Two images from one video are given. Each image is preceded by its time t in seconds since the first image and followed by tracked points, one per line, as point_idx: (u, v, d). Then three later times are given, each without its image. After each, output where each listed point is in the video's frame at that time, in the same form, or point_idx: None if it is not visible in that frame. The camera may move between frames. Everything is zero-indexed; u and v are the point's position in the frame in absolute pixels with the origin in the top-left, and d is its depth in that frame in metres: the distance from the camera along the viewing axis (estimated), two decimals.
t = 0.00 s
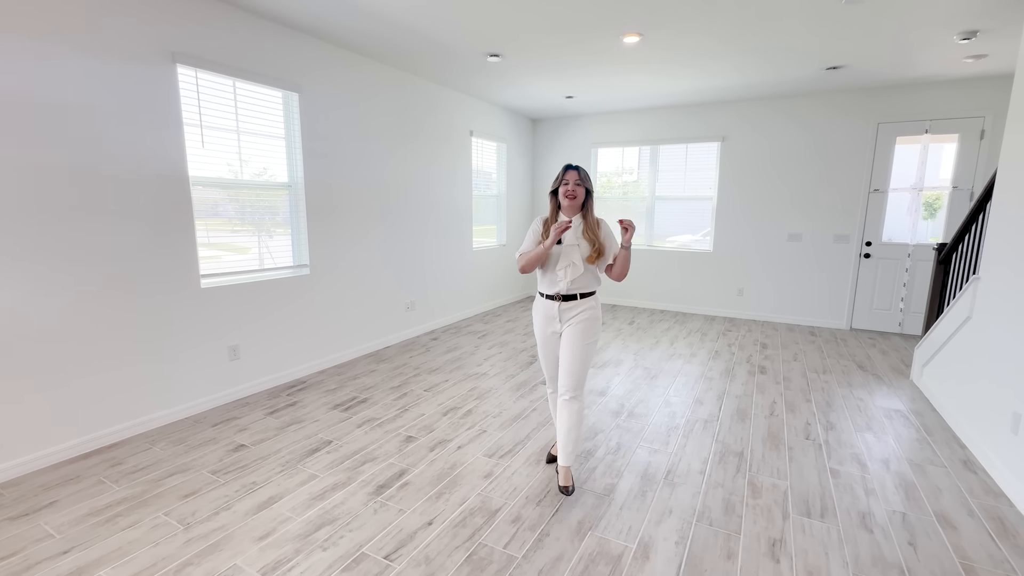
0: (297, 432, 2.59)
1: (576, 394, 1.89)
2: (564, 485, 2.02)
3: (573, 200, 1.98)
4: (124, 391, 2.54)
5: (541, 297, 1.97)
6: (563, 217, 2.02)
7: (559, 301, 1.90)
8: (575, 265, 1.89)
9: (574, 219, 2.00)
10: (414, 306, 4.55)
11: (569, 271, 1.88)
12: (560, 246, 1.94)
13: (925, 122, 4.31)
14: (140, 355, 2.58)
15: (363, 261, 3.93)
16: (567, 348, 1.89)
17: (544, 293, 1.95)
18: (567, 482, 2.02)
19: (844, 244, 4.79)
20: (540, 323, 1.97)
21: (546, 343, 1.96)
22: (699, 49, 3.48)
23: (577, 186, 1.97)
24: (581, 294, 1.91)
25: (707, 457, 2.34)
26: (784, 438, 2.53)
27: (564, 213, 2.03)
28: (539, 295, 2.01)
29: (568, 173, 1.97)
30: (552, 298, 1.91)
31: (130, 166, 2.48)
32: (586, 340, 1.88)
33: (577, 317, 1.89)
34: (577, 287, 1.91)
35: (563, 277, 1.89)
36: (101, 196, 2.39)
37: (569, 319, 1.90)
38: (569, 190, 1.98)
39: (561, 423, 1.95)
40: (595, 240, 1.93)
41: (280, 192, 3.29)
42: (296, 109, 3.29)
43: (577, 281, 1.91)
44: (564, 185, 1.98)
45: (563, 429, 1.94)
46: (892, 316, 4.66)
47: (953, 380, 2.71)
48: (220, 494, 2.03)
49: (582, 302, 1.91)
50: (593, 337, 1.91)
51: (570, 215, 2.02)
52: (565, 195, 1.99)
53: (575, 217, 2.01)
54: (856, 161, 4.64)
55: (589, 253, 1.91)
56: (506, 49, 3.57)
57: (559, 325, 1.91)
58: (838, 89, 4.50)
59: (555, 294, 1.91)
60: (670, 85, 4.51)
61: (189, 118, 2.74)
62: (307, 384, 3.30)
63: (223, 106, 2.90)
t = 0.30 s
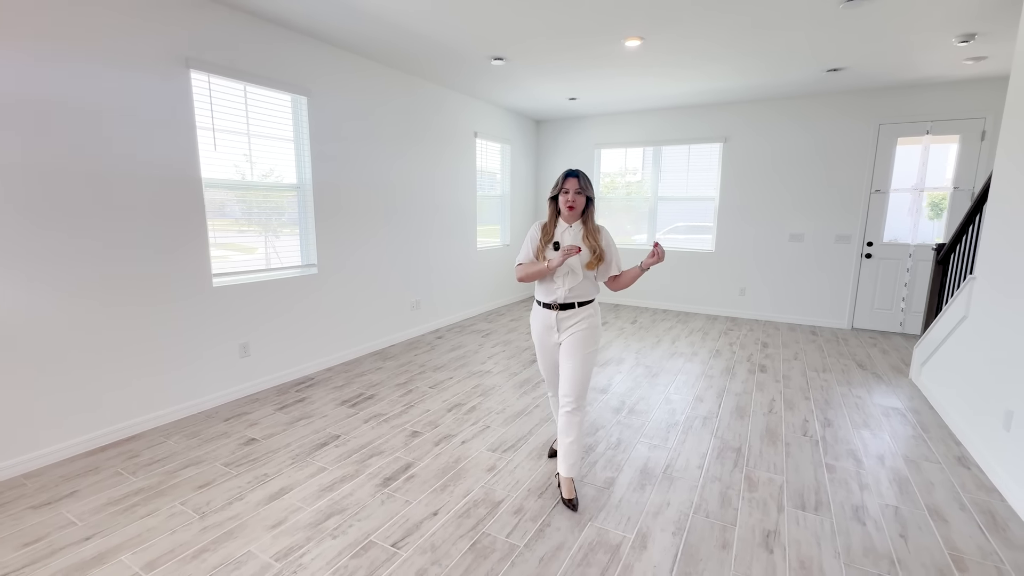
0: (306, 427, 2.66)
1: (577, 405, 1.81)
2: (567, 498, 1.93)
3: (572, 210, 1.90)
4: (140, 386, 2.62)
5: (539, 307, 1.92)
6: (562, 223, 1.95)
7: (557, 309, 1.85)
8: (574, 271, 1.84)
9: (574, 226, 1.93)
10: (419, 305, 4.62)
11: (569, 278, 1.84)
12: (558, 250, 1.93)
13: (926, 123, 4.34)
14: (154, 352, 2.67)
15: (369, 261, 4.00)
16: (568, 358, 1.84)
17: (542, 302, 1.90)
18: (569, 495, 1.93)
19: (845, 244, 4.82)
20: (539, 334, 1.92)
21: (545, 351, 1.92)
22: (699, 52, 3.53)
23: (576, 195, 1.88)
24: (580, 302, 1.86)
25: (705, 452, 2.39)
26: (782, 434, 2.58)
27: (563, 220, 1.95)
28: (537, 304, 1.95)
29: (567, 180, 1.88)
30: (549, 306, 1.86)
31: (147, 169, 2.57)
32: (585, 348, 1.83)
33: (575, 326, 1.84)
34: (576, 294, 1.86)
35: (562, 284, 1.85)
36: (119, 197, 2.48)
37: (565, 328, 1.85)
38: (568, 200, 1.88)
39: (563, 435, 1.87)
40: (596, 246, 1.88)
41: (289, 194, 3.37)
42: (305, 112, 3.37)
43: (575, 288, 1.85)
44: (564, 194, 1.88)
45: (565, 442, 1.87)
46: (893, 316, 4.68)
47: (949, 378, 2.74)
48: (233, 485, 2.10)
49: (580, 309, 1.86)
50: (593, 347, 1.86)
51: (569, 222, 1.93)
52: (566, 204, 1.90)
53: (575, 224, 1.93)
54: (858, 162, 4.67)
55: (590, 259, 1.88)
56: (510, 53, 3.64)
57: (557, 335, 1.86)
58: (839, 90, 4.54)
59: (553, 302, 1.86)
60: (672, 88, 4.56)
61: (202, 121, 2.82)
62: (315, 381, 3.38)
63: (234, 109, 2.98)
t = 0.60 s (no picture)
0: (314, 421, 2.74)
1: (579, 406, 1.86)
2: (568, 490, 1.99)
3: (576, 212, 1.90)
4: (154, 380, 2.70)
5: (541, 308, 1.92)
6: (564, 222, 1.95)
7: (562, 312, 1.86)
8: (578, 271, 1.84)
9: (575, 224, 1.94)
10: (424, 303, 4.69)
11: (571, 278, 1.83)
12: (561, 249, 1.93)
13: (927, 123, 4.36)
14: (168, 347, 2.75)
15: (375, 260, 4.07)
16: (572, 361, 1.86)
17: (544, 303, 1.90)
18: (571, 487, 1.99)
19: (847, 244, 4.84)
20: (540, 336, 1.91)
21: (542, 357, 1.92)
22: (699, 54, 3.57)
23: (580, 197, 1.87)
24: (584, 302, 1.88)
25: (703, 446, 2.44)
26: (779, 430, 2.62)
27: (565, 219, 1.94)
28: (537, 305, 1.95)
29: (571, 179, 1.84)
30: (554, 308, 1.87)
31: (161, 169, 2.66)
32: (586, 354, 1.85)
33: (578, 329, 1.86)
34: (579, 295, 1.87)
35: (564, 285, 1.84)
36: (135, 197, 2.56)
37: (569, 331, 1.86)
38: (572, 201, 1.88)
39: (565, 433, 1.93)
40: (599, 246, 1.89)
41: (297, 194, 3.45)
42: (312, 113, 3.44)
43: (578, 288, 1.86)
44: (568, 193, 1.86)
45: (567, 438, 1.91)
46: (895, 315, 4.71)
47: (946, 376, 2.78)
48: (244, 475, 2.18)
49: (584, 311, 1.87)
50: (596, 349, 1.89)
51: (572, 221, 1.94)
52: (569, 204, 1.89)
53: (575, 222, 1.95)
54: (859, 162, 4.69)
55: (593, 258, 1.89)
56: (513, 55, 3.70)
57: (561, 339, 1.86)
58: (840, 91, 4.56)
59: (557, 303, 1.87)
60: (673, 88, 4.61)
61: (213, 123, 2.91)
62: (322, 376, 3.46)
63: (245, 111, 3.06)
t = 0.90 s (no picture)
0: (322, 415, 2.81)
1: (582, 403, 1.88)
2: (568, 483, 2.03)
3: (577, 210, 1.85)
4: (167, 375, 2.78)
5: (540, 306, 1.86)
6: (565, 221, 1.90)
7: (562, 310, 1.79)
8: (580, 271, 1.78)
9: (576, 223, 1.89)
10: (429, 301, 4.76)
11: (573, 278, 1.78)
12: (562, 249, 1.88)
13: (930, 123, 4.37)
14: (181, 343, 2.83)
15: (381, 260, 4.14)
16: (572, 359, 1.83)
17: (544, 302, 1.85)
18: (572, 480, 2.03)
19: (850, 244, 4.86)
20: (537, 334, 1.85)
21: (539, 354, 1.82)
22: (701, 55, 3.61)
23: (581, 195, 1.81)
24: (586, 302, 1.83)
25: (703, 442, 2.49)
26: (778, 426, 2.67)
27: (566, 217, 1.89)
28: (537, 303, 1.89)
29: (570, 178, 1.80)
30: (554, 307, 1.80)
31: (175, 171, 2.73)
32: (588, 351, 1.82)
33: (579, 327, 1.81)
34: (582, 295, 1.83)
35: (567, 285, 1.79)
36: (150, 198, 2.64)
37: (570, 330, 1.81)
38: (571, 199, 1.82)
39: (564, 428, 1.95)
40: (601, 246, 1.84)
41: (306, 194, 3.52)
42: (321, 115, 3.51)
43: (581, 289, 1.82)
44: (567, 192, 1.81)
45: (566, 431, 1.94)
46: (897, 314, 4.73)
47: (945, 374, 2.80)
48: (255, 467, 2.24)
49: (585, 311, 1.82)
50: (596, 349, 1.85)
51: (573, 219, 1.90)
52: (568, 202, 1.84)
53: (576, 221, 1.90)
54: (862, 162, 4.71)
55: (594, 258, 1.83)
56: (518, 58, 3.76)
57: (561, 336, 1.81)
58: (843, 92, 4.59)
59: (558, 302, 1.81)
60: (677, 90, 4.64)
61: (225, 125, 2.98)
62: (329, 373, 3.53)
63: (256, 113, 3.14)
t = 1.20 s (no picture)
0: (329, 412, 2.86)
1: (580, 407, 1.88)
2: (572, 478, 2.07)
3: (572, 208, 1.77)
4: (179, 373, 2.84)
5: (536, 312, 1.79)
6: (561, 223, 1.81)
7: (561, 315, 1.74)
8: (578, 275, 1.73)
9: (573, 225, 1.81)
10: (434, 301, 4.81)
11: (571, 282, 1.73)
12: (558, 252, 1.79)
13: (934, 124, 4.38)
14: (192, 341, 2.89)
15: (387, 260, 4.19)
16: (569, 365, 1.78)
17: (541, 307, 1.78)
18: (574, 475, 2.07)
19: (853, 244, 4.87)
20: (533, 341, 1.77)
21: (537, 360, 1.75)
22: (703, 57, 3.64)
23: (576, 193, 1.74)
24: (584, 308, 1.78)
25: (705, 439, 2.52)
26: (779, 424, 2.69)
27: (562, 219, 1.81)
28: (533, 308, 1.82)
29: (568, 175, 1.74)
30: (553, 312, 1.74)
31: (187, 172, 2.79)
32: (585, 357, 1.78)
33: (577, 333, 1.76)
34: (580, 299, 1.77)
35: (565, 290, 1.74)
36: (162, 198, 2.70)
37: (568, 336, 1.75)
38: (567, 199, 1.75)
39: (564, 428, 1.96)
40: (598, 247, 1.75)
41: (314, 195, 3.58)
42: (328, 117, 3.56)
43: (578, 294, 1.76)
44: (563, 190, 1.73)
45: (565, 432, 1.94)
46: (901, 315, 4.73)
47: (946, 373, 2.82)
48: (265, 462, 2.29)
49: (582, 316, 1.77)
50: (591, 354, 1.82)
51: (568, 221, 1.82)
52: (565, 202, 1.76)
53: (573, 223, 1.82)
54: (866, 163, 4.72)
55: (592, 261, 1.76)
56: (522, 60, 3.80)
57: (558, 342, 1.74)
58: (847, 93, 4.60)
59: (556, 308, 1.74)
60: (680, 91, 4.67)
61: (235, 127, 3.04)
62: (336, 371, 3.58)
63: (264, 115, 3.20)
